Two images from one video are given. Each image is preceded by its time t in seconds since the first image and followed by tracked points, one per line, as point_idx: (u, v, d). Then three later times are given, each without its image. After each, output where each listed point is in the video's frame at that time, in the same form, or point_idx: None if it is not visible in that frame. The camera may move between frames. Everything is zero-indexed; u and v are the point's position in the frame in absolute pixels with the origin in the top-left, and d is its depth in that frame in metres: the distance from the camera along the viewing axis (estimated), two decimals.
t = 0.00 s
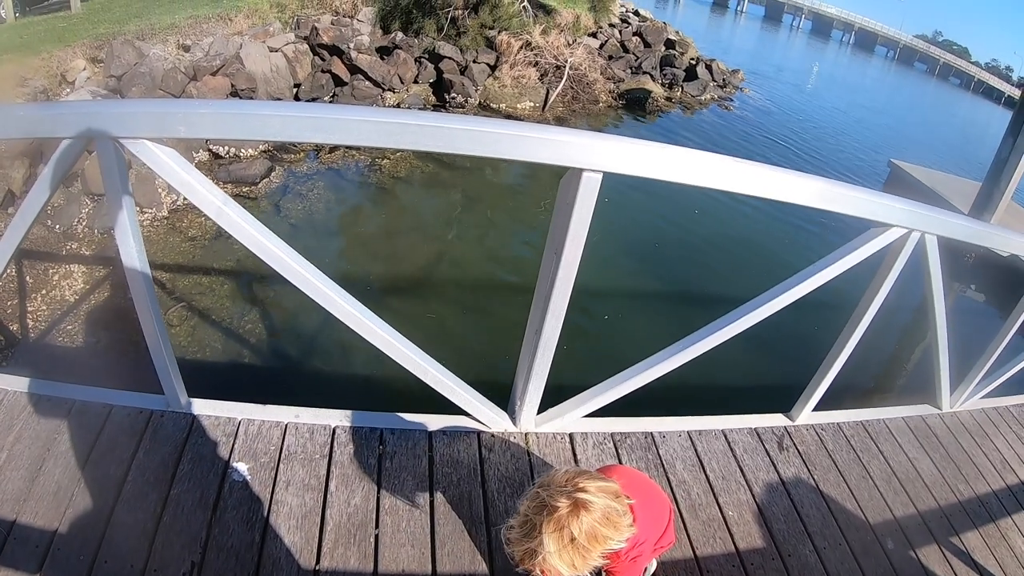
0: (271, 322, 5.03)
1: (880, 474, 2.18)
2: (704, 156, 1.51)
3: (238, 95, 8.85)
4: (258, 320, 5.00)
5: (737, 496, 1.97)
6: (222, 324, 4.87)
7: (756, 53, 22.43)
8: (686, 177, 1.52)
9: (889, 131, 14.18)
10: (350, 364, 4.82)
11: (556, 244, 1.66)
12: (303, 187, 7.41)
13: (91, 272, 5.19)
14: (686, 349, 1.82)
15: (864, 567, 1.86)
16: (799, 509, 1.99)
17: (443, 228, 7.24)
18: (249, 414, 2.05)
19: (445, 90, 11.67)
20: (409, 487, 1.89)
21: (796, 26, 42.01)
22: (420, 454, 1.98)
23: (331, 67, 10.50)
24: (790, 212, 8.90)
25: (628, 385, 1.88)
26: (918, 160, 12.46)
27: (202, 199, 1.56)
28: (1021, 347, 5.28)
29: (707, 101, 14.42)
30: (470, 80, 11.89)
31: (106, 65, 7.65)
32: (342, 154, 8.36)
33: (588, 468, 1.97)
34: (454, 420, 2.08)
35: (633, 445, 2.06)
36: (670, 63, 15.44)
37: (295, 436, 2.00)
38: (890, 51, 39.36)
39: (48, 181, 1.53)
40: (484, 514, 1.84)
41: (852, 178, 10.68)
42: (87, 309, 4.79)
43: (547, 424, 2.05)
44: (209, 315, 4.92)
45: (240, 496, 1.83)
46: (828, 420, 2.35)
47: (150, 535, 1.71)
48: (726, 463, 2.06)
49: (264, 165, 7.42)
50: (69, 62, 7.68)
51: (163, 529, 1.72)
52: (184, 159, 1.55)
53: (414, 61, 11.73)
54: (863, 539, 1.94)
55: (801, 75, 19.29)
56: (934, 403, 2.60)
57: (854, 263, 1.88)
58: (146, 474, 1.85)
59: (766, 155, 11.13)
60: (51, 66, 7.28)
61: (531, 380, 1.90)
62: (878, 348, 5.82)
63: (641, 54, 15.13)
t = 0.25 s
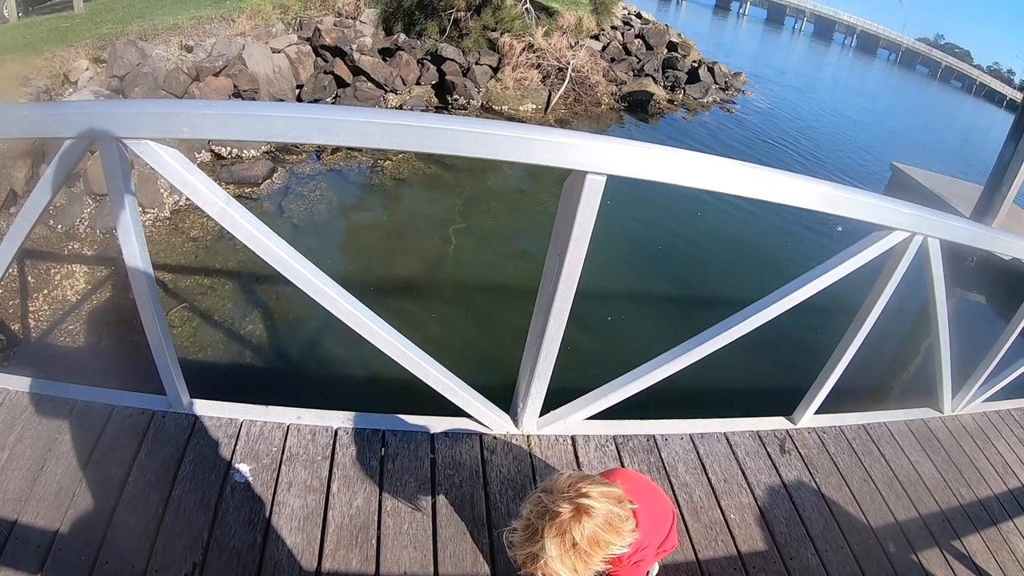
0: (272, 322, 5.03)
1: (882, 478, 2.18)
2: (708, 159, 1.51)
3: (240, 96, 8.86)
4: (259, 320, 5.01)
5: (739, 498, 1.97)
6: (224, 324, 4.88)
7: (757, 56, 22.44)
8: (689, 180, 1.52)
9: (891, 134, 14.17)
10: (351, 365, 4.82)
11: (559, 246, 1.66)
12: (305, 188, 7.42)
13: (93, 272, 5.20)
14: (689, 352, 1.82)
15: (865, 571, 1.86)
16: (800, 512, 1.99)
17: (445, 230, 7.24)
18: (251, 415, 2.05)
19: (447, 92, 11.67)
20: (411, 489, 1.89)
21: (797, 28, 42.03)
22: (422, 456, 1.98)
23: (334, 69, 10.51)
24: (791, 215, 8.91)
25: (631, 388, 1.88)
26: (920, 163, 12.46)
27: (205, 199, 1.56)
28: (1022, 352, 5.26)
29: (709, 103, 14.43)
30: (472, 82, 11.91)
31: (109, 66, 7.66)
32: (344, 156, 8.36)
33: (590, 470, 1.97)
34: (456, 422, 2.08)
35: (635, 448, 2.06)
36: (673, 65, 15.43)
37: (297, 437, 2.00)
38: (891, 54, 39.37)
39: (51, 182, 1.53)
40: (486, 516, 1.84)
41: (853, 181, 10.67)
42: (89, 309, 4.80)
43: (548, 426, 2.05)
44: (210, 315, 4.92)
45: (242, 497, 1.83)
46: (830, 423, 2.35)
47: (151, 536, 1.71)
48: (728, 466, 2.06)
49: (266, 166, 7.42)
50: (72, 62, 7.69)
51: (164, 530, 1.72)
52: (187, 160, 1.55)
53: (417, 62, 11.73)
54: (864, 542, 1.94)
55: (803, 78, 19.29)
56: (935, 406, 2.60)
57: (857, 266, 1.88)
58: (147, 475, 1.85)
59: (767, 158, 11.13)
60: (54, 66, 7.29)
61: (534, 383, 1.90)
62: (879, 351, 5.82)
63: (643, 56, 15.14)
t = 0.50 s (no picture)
0: (273, 322, 5.03)
1: (883, 481, 2.18)
2: (709, 162, 1.51)
3: (242, 95, 8.87)
4: (260, 321, 5.01)
5: (740, 501, 1.97)
6: (224, 324, 4.88)
7: (760, 58, 22.45)
8: (692, 182, 1.52)
9: (893, 137, 14.16)
10: (351, 365, 4.82)
11: (560, 248, 1.66)
12: (307, 188, 7.41)
13: (94, 271, 5.21)
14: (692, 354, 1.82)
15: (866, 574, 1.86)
16: (801, 515, 1.98)
17: (446, 231, 7.25)
18: (251, 416, 2.05)
19: (449, 93, 11.67)
20: (411, 490, 1.89)
21: (799, 31, 42.03)
22: (423, 457, 1.98)
23: (336, 69, 10.53)
24: (792, 217, 8.90)
25: (632, 390, 1.88)
26: (921, 166, 12.45)
27: (207, 199, 1.57)
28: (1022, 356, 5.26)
29: (711, 105, 14.43)
30: (473, 83, 11.92)
31: (111, 65, 7.66)
32: (346, 156, 8.36)
33: (591, 472, 1.96)
34: (457, 424, 2.08)
35: (636, 450, 2.06)
36: (675, 67, 15.42)
37: (298, 438, 2.00)
38: (893, 57, 39.37)
39: (53, 182, 1.53)
40: (487, 517, 1.84)
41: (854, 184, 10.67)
42: (90, 308, 4.80)
43: (549, 428, 2.05)
44: (211, 315, 4.92)
45: (242, 497, 1.83)
46: (831, 426, 2.35)
47: (151, 536, 1.71)
48: (728, 469, 2.06)
49: (268, 166, 7.43)
50: (74, 61, 7.70)
51: (164, 530, 1.72)
52: (189, 160, 1.55)
53: (419, 63, 11.74)
54: (865, 546, 1.94)
55: (805, 80, 19.28)
56: (937, 410, 2.60)
57: (859, 268, 1.88)
58: (147, 475, 1.85)
59: (769, 160, 11.13)
60: (57, 65, 7.30)
61: (535, 384, 1.90)
62: (880, 354, 5.81)
63: (645, 58, 15.15)
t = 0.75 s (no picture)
0: (273, 322, 5.02)
1: (883, 484, 2.18)
2: (711, 163, 1.51)
3: (243, 95, 8.87)
4: (260, 320, 5.00)
5: (740, 503, 1.97)
6: (224, 323, 4.87)
7: (761, 60, 22.44)
8: (693, 184, 1.51)
9: (894, 139, 14.15)
10: (352, 365, 4.82)
11: (562, 250, 1.66)
12: (308, 188, 7.41)
13: (95, 270, 5.20)
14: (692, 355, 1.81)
15: None
16: (801, 517, 1.98)
17: (447, 231, 7.24)
18: (251, 415, 2.05)
19: (451, 93, 11.67)
20: (411, 490, 1.89)
21: (801, 32, 42.02)
22: (423, 458, 1.97)
23: (337, 69, 10.53)
24: (793, 219, 8.90)
25: (632, 392, 1.87)
26: (922, 169, 12.44)
27: (208, 198, 1.57)
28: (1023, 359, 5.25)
29: (712, 107, 14.43)
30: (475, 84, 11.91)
31: (113, 64, 7.65)
32: (347, 156, 8.36)
33: (591, 474, 1.96)
34: (457, 424, 2.08)
35: (636, 451, 2.06)
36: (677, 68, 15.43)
37: (298, 438, 2.00)
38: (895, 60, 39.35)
39: (54, 181, 1.53)
40: (486, 518, 1.84)
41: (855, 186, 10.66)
42: (90, 307, 4.80)
43: (549, 429, 2.05)
44: (211, 315, 4.92)
45: (241, 497, 1.83)
46: (831, 429, 2.35)
47: (150, 535, 1.71)
48: (728, 471, 2.06)
49: (269, 166, 7.43)
50: (76, 59, 7.69)
51: (164, 529, 1.72)
52: (191, 160, 1.55)
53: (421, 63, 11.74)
54: (865, 549, 1.94)
55: (807, 82, 19.28)
56: (937, 413, 2.60)
57: (860, 271, 1.88)
58: (147, 474, 1.85)
59: (770, 162, 11.12)
60: (58, 63, 7.30)
61: (535, 385, 1.90)
62: (880, 357, 5.80)
63: (647, 59, 15.18)
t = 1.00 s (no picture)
0: (273, 321, 5.02)
1: (883, 487, 2.18)
2: (713, 165, 1.51)
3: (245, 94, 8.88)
4: (260, 320, 5.00)
5: (740, 505, 1.97)
6: (225, 323, 4.88)
7: (762, 62, 22.44)
8: (695, 185, 1.51)
9: (896, 142, 14.15)
10: (351, 365, 4.82)
11: (563, 251, 1.66)
12: (309, 188, 7.41)
13: (95, 269, 5.20)
14: (693, 357, 1.81)
15: None
16: (801, 519, 1.98)
17: (447, 232, 7.24)
18: (251, 415, 2.05)
19: (452, 93, 11.68)
20: (411, 490, 1.89)
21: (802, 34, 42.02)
22: (422, 458, 1.97)
23: (339, 69, 10.53)
24: (793, 221, 8.90)
25: (632, 393, 1.87)
26: (923, 171, 12.43)
27: (209, 197, 1.57)
28: None
29: (713, 108, 14.43)
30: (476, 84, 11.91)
31: (114, 62, 7.65)
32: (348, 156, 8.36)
33: (591, 475, 1.96)
34: (457, 425, 2.08)
35: (636, 453, 2.06)
36: (678, 70, 15.44)
37: (298, 437, 2.00)
38: (897, 62, 39.35)
39: (55, 180, 1.53)
40: (486, 519, 1.83)
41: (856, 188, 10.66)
42: (90, 305, 4.80)
43: (550, 430, 2.05)
44: (211, 314, 4.92)
45: (242, 496, 1.83)
46: (831, 431, 2.34)
47: (150, 535, 1.71)
48: (729, 473, 2.06)
49: (270, 165, 7.43)
50: (78, 58, 7.70)
51: (163, 528, 1.72)
52: (192, 159, 1.55)
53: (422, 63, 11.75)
54: (865, 551, 1.94)
55: (808, 84, 19.28)
56: (938, 415, 2.59)
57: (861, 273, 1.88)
58: (147, 474, 1.85)
59: (771, 164, 11.12)
60: (59, 62, 7.30)
61: (536, 386, 1.90)
62: (880, 359, 5.80)
63: (649, 60, 15.17)
